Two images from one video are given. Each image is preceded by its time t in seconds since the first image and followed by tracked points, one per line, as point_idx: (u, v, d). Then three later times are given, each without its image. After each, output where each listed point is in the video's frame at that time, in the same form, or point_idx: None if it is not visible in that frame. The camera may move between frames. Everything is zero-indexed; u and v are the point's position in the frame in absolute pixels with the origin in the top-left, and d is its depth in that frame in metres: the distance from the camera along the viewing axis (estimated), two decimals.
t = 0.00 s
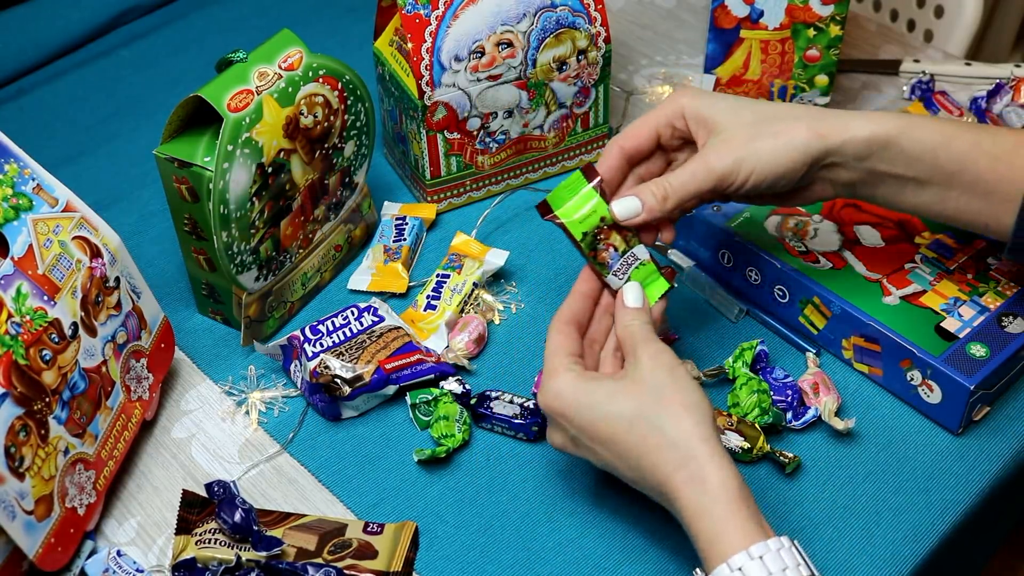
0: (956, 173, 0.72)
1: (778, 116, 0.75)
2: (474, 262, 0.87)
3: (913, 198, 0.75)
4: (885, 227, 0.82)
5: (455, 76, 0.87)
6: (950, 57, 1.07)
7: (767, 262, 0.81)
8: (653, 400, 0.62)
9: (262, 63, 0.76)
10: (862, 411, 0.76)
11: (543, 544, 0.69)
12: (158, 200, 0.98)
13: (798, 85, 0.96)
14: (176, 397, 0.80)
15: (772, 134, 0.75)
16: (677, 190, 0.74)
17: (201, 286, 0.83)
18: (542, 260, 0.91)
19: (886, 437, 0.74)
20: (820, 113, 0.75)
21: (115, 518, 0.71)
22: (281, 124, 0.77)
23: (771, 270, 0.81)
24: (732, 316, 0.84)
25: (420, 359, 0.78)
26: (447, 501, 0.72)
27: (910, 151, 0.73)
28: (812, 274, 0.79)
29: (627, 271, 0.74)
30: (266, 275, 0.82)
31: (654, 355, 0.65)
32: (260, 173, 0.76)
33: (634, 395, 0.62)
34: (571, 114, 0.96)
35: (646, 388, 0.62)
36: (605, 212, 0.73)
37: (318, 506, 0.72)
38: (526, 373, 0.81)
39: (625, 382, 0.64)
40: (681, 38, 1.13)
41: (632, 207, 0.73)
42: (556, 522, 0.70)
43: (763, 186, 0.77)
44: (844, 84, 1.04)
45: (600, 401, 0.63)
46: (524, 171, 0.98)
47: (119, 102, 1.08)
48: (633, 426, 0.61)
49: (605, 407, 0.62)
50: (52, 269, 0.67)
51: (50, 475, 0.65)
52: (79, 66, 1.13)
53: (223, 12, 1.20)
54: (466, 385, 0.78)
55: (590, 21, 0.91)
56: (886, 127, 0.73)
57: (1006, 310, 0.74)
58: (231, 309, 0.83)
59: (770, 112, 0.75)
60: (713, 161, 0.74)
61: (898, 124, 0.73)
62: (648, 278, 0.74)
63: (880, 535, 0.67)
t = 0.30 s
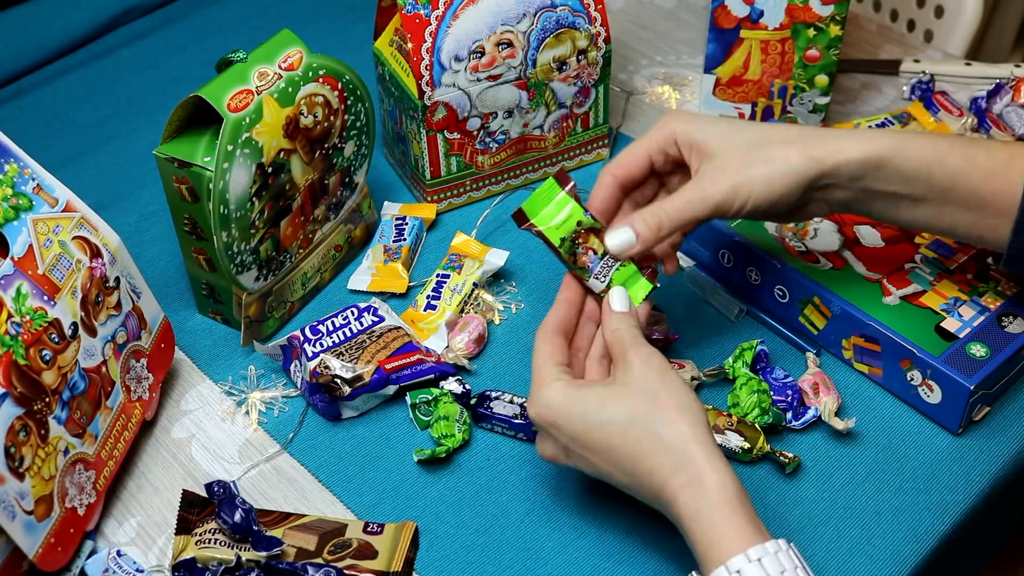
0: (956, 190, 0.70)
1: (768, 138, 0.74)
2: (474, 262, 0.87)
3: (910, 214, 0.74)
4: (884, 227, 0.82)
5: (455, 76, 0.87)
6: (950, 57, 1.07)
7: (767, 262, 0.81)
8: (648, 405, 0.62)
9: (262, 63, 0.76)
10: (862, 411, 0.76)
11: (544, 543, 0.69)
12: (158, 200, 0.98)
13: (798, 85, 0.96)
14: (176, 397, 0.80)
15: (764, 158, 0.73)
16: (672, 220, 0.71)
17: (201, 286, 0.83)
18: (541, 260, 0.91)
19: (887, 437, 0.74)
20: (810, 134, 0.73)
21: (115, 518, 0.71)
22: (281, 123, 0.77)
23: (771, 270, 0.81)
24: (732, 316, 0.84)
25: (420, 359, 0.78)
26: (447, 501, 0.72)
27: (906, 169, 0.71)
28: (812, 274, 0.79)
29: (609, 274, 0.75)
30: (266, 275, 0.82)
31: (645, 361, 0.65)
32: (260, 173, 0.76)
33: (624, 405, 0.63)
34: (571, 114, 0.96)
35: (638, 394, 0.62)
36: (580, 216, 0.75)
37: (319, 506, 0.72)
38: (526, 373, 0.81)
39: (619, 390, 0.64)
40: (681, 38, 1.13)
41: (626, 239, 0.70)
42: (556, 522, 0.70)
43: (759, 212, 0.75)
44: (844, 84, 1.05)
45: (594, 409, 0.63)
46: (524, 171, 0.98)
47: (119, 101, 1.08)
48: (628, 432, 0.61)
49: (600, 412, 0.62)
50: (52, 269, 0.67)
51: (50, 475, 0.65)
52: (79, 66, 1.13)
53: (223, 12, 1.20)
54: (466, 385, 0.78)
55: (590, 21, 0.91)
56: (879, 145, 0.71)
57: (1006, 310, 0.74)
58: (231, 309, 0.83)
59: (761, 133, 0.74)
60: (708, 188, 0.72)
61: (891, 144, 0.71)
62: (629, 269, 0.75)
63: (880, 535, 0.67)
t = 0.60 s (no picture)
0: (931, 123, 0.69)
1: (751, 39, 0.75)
2: (474, 262, 0.87)
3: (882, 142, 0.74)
4: (884, 227, 0.82)
5: (455, 75, 0.87)
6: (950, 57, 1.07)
7: (767, 262, 0.80)
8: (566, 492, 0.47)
9: (262, 63, 0.76)
10: (862, 411, 0.76)
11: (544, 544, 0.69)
12: (158, 200, 0.98)
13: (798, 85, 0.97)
14: (176, 396, 0.80)
15: (737, 67, 0.74)
16: (642, 83, 0.76)
17: (201, 286, 0.83)
18: (541, 260, 0.91)
19: (887, 437, 0.74)
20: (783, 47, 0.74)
21: (115, 518, 0.71)
22: (281, 124, 0.77)
23: (771, 270, 0.81)
24: (732, 316, 0.85)
25: (420, 359, 0.78)
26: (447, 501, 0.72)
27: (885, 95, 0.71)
28: (811, 274, 0.79)
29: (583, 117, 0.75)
30: (266, 275, 0.82)
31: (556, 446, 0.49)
32: (260, 173, 0.76)
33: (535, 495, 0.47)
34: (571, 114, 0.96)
35: (552, 480, 0.48)
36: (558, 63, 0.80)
37: (318, 506, 0.72)
38: (526, 373, 0.81)
39: (525, 477, 0.48)
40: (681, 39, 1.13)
41: (595, 87, 0.75)
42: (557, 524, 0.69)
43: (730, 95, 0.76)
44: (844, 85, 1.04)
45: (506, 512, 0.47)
46: (524, 171, 0.98)
47: (119, 101, 1.08)
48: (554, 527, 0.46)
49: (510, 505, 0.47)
50: (52, 269, 0.67)
51: (50, 475, 0.65)
52: (79, 66, 1.13)
53: (223, 12, 1.20)
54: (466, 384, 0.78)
55: (590, 20, 0.91)
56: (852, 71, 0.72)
57: (1006, 310, 0.74)
58: (231, 309, 0.83)
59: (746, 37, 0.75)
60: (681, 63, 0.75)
61: (868, 67, 0.71)
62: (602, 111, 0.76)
63: (880, 535, 0.67)
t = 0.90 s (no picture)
0: (884, 183, 0.67)
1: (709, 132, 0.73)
2: (474, 262, 0.88)
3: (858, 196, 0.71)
4: (885, 227, 0.82)
5: (455, 76, 0.87)
6: (950, 57, 1.07)
7: (768, 262, 0.81)
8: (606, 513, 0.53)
9: (262, 63, 0.76)
10: (862, 411, 0.76)
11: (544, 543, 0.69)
12: (158, 200, 0.98)
13: (798, 85, 0.96)
14: (176, 397, 0.80)
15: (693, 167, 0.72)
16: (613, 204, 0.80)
17: (201, 286, 0.83)
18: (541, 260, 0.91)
19: (888, 437, 0.74)
20: (740, 130, 0.70)
21: (115, 518, 0.71)
22: (281, 124, 0.77)
23: (772, 270, 0.81)
24: (732, 316, 0.84)
25: (420, 359, 0.78)
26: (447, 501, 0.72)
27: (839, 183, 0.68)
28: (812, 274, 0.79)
29: (587, 259, 0.87)
30: (266, 275, 0.82)
31: (594, 478, 0.55)
32: (260, 173, 0.76)
33: (579, 522, 0.53)
34: (571, 114, 0.96)
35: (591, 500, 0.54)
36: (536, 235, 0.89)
37: (319, 506, 0.72)
38: (527, 372, 0.80)
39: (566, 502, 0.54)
40: (681, 38, 1.13)
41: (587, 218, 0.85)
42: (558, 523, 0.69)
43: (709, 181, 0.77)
44: (843, 84, 1.05)
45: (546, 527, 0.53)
46: (524, 171, 0.98)
47: (119, 102, 1.08)
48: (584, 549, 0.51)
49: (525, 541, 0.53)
50: (52, 269, 0.67)
51: (50, 475, 0.65)
52: (79, 66, 1.13)
53: (223, 12, 1.20)
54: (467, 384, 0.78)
55: (590, 20, 0.91)
56: (802, 152, 0.68)
57: (1007, 310, 0.74)
58: (231, 309, 0.83)
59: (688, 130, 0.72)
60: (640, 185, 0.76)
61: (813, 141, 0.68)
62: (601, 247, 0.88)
63: (880, 535, 0.67)
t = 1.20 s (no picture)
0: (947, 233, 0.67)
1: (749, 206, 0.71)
2: (474, 262, 0.88)
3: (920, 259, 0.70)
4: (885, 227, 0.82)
5: (455, 75, 0.87)
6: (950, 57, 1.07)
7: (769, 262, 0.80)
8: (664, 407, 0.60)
9: (262, 63, 0.76)
10: (862, 410, 0.76)
11: (543, 543, 0.69)
12: (158, 200, 0.98)
13: (798, 85, 0.96)
14: (176, 397, 0.80)
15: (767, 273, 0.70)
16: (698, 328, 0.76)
17: (201, 286, 0.83)
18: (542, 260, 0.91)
19: (888, 437, 0.74)
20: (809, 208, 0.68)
21: (115, 518, 0.71)
22: (281, 123, 0.77)
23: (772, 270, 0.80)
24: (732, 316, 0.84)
25: (420, 359, 0.78)
26: (447, 501, 0.72)
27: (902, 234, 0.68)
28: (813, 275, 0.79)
29: (588, 253, 0.89)
30: (266, 275, 0.82)
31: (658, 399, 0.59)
32: (260, 173, 0.76)
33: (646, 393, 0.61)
34: (571, 114, 0.96)
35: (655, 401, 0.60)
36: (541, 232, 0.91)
37: (318, 506, 0.72)
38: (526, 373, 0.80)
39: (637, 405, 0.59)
40: (681, 38, 1.13)
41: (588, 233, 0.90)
42: (557, 521, 0.70)
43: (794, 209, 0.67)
44: (844, 84, 1.05)
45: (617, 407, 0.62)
46: (524, 171, 0.98)
47: (119, 101, 1.08)
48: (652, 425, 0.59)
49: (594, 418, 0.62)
50: (52, 269, 0.67)
51: (50, 475, 0.65)
52: (79, 66, 1.13)
53: (223, 12, 1.20)
54: (467, 384, 0.77)
55: (590, 21, 0.91)
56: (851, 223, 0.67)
57: (1006, 310, 0.74)
58: (231, 309, 0.83)
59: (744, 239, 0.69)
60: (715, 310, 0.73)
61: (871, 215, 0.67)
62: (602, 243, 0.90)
63: (880, 535, 0.67)
